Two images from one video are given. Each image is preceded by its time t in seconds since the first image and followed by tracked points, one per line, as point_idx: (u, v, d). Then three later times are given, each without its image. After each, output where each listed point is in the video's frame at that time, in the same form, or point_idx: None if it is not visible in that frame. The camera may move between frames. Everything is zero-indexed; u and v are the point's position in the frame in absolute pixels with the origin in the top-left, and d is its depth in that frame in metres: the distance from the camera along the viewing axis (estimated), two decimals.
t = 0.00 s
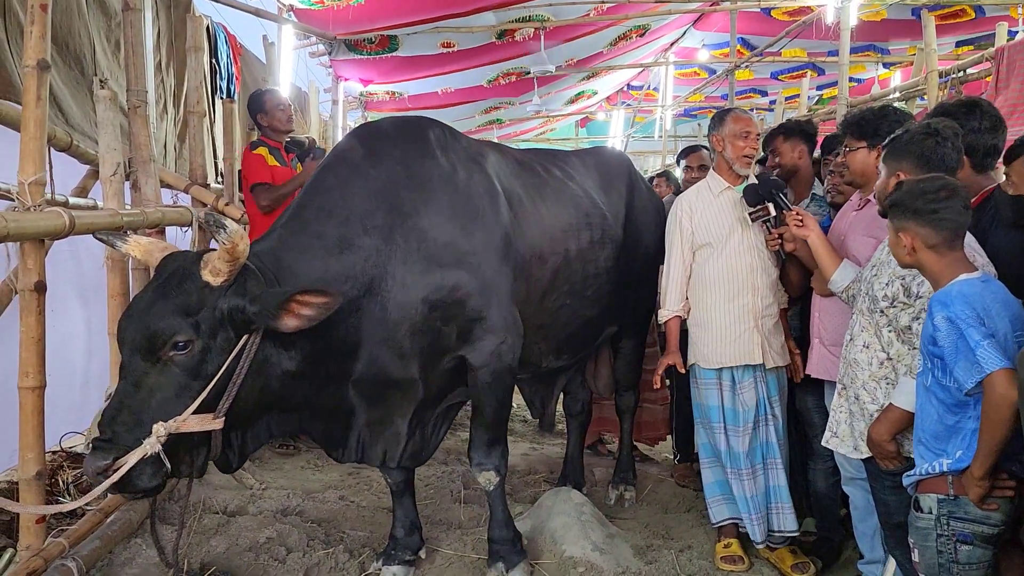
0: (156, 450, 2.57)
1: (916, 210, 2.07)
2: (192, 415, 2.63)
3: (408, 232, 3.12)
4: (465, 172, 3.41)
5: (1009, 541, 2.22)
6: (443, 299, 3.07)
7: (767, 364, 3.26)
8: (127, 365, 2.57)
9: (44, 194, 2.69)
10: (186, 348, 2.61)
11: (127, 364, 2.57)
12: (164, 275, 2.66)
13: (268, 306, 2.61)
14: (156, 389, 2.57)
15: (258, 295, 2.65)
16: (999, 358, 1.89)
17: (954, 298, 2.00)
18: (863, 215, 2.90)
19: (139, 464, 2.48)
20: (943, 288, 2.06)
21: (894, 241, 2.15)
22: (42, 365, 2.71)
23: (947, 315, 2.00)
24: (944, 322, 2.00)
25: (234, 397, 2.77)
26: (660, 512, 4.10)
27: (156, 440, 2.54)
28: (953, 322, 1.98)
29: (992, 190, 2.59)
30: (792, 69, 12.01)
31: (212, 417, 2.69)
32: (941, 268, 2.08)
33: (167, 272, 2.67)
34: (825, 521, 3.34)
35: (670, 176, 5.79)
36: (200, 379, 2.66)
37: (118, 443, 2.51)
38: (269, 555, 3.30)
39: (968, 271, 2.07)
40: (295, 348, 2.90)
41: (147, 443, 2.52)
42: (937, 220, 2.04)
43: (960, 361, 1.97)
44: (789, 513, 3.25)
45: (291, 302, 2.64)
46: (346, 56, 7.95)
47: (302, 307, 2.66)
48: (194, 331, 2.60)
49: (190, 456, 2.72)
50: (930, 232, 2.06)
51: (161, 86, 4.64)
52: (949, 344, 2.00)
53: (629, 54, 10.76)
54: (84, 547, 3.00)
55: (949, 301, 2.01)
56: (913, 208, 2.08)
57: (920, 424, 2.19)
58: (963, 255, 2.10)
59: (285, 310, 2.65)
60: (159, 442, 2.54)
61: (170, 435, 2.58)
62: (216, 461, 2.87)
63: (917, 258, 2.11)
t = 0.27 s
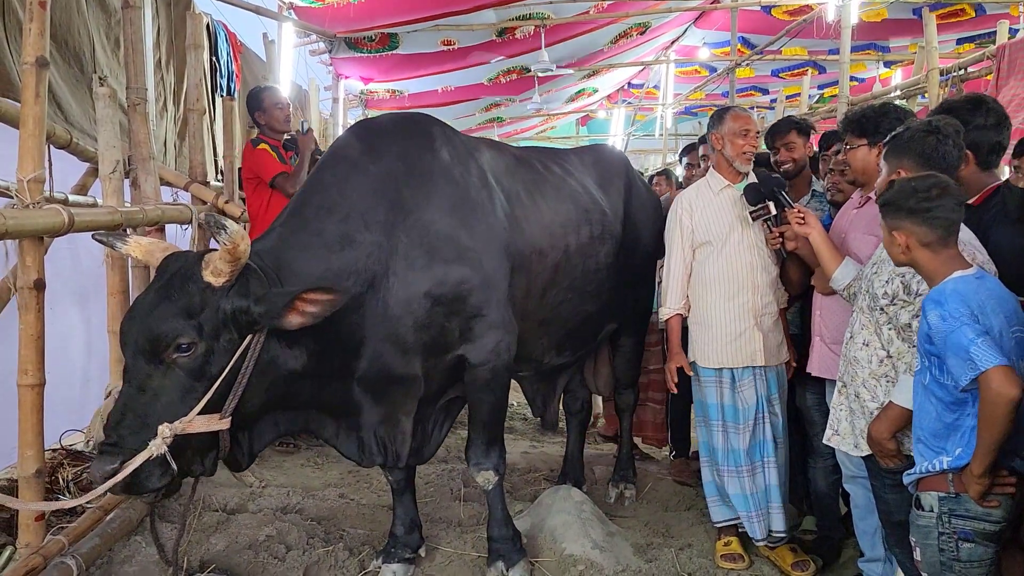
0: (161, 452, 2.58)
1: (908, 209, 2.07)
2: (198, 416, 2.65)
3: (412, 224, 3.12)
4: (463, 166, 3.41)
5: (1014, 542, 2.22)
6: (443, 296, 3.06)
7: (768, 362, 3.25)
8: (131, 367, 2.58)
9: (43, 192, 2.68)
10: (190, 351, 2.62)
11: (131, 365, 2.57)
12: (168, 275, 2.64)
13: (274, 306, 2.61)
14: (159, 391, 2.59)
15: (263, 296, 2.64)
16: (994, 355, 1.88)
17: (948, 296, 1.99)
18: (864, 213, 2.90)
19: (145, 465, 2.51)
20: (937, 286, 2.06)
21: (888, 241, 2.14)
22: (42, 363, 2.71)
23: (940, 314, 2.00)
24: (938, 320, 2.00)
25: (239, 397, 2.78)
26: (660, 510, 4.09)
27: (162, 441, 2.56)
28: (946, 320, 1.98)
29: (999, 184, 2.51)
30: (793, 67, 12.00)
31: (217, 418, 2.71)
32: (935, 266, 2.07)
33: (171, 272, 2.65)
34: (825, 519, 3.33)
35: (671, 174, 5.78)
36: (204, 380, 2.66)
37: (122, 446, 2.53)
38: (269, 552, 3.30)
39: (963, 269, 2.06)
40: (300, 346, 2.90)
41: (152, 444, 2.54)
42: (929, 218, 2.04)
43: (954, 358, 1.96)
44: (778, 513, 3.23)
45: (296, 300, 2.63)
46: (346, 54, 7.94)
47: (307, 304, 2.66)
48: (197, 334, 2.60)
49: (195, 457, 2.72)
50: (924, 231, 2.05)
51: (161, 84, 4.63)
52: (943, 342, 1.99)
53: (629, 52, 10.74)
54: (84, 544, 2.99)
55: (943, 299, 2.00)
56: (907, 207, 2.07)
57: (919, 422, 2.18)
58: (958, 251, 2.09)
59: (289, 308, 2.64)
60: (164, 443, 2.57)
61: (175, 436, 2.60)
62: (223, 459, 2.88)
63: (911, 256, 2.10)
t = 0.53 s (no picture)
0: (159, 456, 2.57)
1: (907, 209, 2.06)
2: (196, 418, 2.64)
3: (408, 223, 3.12)
4: (458, 164, 3.42)
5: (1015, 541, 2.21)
6: (442, 295, 3.05)
7: (769, 361, 3.24)
8: (130, 371, 2.57)
9: (43, 190, 2.68)
10: (188, 354, 2.60)
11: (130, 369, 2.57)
12: (164, 278, 2.63)
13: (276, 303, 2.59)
14: (158, 395, 2.58)
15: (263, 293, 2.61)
16: (995, 354, 1.87)
17: (948, 295, 1.99)
18: (866, 212, 2.89)
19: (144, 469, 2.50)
20: (937, 285, 2.05)
21: (888, 241, 2.13)
22: (42, 362, 2.71)
23: (942, 313, 1.99)
24: (939, 319, 1.99)
25: (239, 400, 2.77)
26: (661, 509, 4.08)
27: (160, 444, 2.55)
28: (947, 319, 1.97)
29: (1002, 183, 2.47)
30: (794, 67, 12.00)
31: (217, 421, 2.71)
32: (934, 266, 2.07)
33: (167, 275, 2.64)
34: (826, 519, 3.31)
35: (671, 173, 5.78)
36: (203, 383, 2.66)
37: (123, 451, 2.53)
38: (269, 551, 3.30)
39: (963, 268, 2.06)
40: (298, 347, 2.90)
41: (150, 447, 2.53)
42: (928, 218, 2.03)
43: (956, 357, 1.95)
44: (785, 510, 3.23)
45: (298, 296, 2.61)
46: (347, 53, 7.94)
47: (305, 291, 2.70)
48: (195, 337, 2.59)
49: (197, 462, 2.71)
50: (923, 230, 2.04)
51: (161, 83, 4.63)
52: (945, 342, 1.98)
53: (630, 51, 10.74)
54: (84, 544, 2.99)
55: (944, 298, 1.99)
56: (905, 206, 2.06)
57: (920, 422, 2.17)
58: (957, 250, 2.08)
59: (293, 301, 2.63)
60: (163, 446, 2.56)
61: (174, 439, 2.60)
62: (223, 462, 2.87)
63: (910, 256, 2.09)
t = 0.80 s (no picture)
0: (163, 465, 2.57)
1: (911, 208, 2.06)
2: (200, 425, 2.63)
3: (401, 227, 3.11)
4: (455, 167, 3.41)
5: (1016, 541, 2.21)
6: (443, 294, 3.05)
7: (769, 361, 3.24)
8: (131, 379, 2.57)
9: (43, 191, 2.68)
10: (193, 363, 2.61)
11: (132, 378, 2.57)
12: (161, 286, 2.63)
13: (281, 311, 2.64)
14: (161, 403, 2.58)
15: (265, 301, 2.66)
16: (995, 355, 1.87)
17: (950, 296, 1.98)
18: (868, 213, 2.89)
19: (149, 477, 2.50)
20: (940, 285, 2.05)
21: (892, 240, 2.14)
22: (42, 363, 2.71)
23: (943, 313, 1.99)
24: (941, 320, 1.99)
25: (242, 405, 2.77)
26: (661, 510, 4.08)
27: (164, 452, 2.54)
28: (949, 320, 1.97)
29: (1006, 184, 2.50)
30: (795, 67, 12.01)
31: (220, 427, 2.70)
32: (939, 265, 2.07)
33: (162, 284, 2.64)
34: (826, 519, 3.31)
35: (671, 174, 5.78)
36: (206, 391, 2.66)
37: (127, 459, 2.54)
38: (269, 552, 3.30)
39: (967, 269, 2.06)
40: (298, 350, 2.90)
41: (155, 456, 2.52)
42: (932, 219, 2.03)
43: (956, 358, 1.95)
44: (790, 508, 3.24)
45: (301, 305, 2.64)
46: (347, 53, 7.94)
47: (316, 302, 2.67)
48: (200, 345, 2.61)
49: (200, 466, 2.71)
50: (927, 230, 2.04)
51: (162, 84, 4.64)
52: (945, 342, 1.98)
53: (631, 52, 10.74)
54: (84, 544, 3.00)
55: (946, 298, 1.99)
56: (909, 206, 2.06)
57: (920, 422, 2.17)
58: (963, 251, 2.08)
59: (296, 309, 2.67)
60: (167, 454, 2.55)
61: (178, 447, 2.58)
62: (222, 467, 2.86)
63: (915, 256, 2.10)
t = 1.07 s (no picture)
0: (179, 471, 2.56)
1: (914, 208, 2.07)
2: (212, 425, 2.62)
3: (397, 227, 3.12)
4: (452, 170, 3.42)
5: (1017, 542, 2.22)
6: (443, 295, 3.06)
7: (769, 362, 3.24)
8: (141, 385, 2.51)
9: (44, 192, 2.68)
10: (204, 363, 2.58)
11: (145, 384, 2.50)
12: (165, 288, 2.57)
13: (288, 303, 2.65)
14: (172, 407, 2.55)
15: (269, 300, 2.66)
16: (996, 356, 1.87)
17: (951, 296, 1.99)
18: (869, 214, 2.89)
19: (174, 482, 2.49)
20: (941, 286, 2.06)
21: (894, 240, 2.14)
22: (43, 363, 2.71)
23: (944, 314, 1.99)
24: (942, 321, 1.99)
25: (250, 405, 2.77)
26: (661, 511, 4.09)
27: (180, 454, 2.52)
28: (950, 320, 1.97)
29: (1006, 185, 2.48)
30: (795, 68, 12.02)
31: (230, 427, 2.70)
32: (940, 266, 2.07)
33: (165, 287, 2.58)
34: (826, 519, 3.32)
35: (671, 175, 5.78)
36: (216, 392, 2.64)
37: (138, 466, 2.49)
38: (269, 553, 3.30)
39: (968, 270, 2.06)
40: (299, 351, 2.90)
41: (171, 459, 2.50)
42: (934, 219, 2.03)
43: (957, 358, 1.95)
44: (789, 508, 3.25)
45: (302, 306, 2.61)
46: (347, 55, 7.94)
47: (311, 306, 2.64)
48: (210, 346, 2.57)
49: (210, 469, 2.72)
50: (929, 230, 2.04)
51: (162, 85, 4.64)
52: (945, 342, 1.99)
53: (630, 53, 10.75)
54: (84, 544, 3.00)
55: (947, 299, 2.00)
56: (911, 206, 2.07)
57: (920, 423, 2.18)
58: (964, 253, 2.09)
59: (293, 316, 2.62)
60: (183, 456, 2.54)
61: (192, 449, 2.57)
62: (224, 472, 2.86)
63: (917, 256, 2.10)
